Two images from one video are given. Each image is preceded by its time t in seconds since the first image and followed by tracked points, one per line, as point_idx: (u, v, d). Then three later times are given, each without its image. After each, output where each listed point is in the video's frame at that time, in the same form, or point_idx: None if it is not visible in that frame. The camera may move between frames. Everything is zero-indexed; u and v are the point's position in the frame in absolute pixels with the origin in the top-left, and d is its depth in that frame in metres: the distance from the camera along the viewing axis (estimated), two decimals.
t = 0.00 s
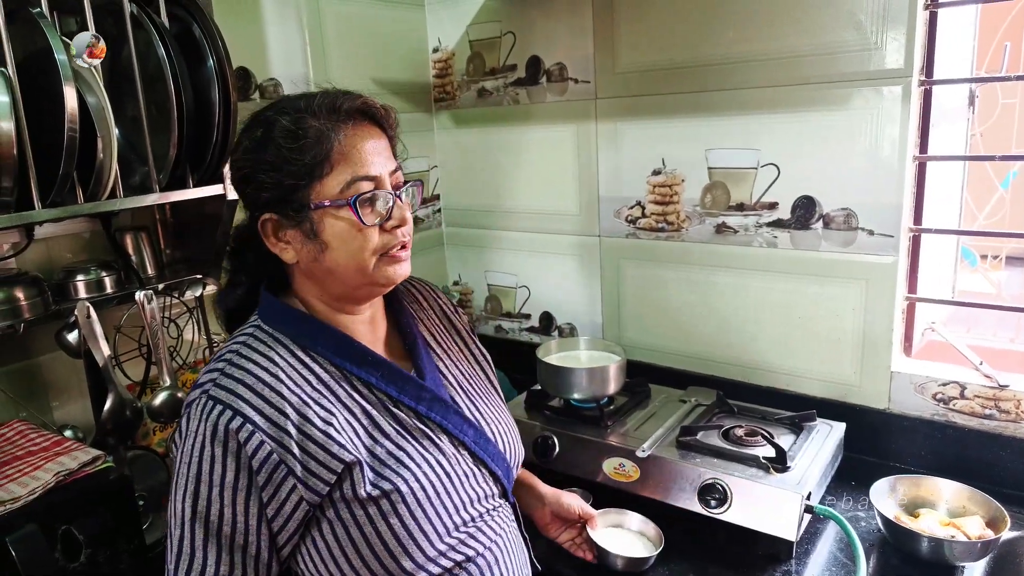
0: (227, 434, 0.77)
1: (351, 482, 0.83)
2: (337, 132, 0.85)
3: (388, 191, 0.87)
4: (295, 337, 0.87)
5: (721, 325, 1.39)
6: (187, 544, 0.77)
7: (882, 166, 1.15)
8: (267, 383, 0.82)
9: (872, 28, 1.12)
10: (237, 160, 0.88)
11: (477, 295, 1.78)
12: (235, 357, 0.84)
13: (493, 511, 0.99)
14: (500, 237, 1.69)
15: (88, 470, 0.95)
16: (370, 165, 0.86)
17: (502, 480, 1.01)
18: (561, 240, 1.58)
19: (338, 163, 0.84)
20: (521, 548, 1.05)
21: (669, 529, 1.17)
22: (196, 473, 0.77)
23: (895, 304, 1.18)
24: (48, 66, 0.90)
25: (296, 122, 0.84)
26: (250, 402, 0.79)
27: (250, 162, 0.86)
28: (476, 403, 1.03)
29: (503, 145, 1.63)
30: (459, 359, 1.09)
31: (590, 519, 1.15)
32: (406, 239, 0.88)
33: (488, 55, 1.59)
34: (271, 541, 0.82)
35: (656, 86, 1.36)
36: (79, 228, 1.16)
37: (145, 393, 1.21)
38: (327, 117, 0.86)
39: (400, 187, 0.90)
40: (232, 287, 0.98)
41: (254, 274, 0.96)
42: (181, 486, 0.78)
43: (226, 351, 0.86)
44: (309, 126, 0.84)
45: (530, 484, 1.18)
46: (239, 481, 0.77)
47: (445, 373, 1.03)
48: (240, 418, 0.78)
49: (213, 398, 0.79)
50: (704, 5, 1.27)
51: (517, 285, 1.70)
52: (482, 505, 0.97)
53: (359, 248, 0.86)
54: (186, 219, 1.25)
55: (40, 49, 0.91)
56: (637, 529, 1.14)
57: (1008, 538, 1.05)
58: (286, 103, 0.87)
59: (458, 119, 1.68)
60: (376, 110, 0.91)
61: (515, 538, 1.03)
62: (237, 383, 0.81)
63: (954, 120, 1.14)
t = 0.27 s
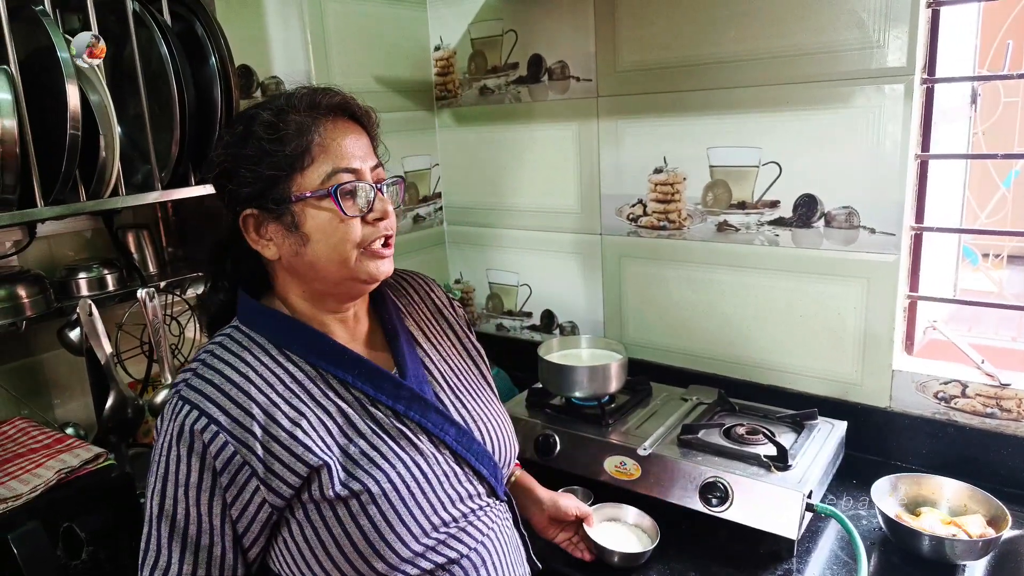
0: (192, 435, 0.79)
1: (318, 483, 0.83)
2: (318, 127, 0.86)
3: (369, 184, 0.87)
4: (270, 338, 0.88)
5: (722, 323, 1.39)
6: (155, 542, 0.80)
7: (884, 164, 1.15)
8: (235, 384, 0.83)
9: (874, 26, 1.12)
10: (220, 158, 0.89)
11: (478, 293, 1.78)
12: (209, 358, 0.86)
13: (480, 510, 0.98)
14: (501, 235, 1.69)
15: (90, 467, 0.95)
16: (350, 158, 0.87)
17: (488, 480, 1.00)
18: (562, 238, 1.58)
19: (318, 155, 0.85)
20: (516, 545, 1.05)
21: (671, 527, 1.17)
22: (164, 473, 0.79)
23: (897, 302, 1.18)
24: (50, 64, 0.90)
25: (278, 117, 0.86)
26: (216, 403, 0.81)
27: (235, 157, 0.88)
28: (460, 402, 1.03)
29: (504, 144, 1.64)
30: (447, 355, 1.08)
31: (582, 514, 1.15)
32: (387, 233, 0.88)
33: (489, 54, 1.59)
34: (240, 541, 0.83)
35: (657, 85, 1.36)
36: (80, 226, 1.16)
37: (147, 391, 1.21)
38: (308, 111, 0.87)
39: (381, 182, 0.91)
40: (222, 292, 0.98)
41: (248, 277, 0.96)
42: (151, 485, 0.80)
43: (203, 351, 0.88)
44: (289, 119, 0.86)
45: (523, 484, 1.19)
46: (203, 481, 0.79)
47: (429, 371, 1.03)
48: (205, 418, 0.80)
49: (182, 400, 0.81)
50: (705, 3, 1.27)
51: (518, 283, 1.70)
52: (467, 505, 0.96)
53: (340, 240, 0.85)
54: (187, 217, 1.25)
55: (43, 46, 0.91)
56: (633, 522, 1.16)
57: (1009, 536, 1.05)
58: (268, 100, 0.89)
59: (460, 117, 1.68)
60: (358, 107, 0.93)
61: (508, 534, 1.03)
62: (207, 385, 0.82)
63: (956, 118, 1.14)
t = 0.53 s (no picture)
0: (189, 447, 0.79)
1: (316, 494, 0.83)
2: (328, 128, 0.88)
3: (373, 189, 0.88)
4: (266, 347, 0.88)
5: (725, 325, 1.39)
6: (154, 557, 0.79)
7: (888, 166, 1.15)
8: (232, 394, 0.83)
9: (877, 28, 1.12)
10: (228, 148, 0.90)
11: (481, 295, 1.79)
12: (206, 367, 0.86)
13: (480, 519, 0.98)
14: (504, 237, 1.69)
15: (95, 469, 0.96)
16: (357, 161, 0.87)
17: (487, 487, 1.00)
18: (565, 240, 1.58)
19: (325, 154, 0.86)
20: (516, 552, 1.05)
21: (674, 529, 1.17)
22: (162, 487, 0.79)
23: (900, 304, 1.18)
24: (56, 67, 0.91)
25: (291, 116, 0.88)
26: (213, 414, 0.81)
27: (245, 148, 0.89)
28: (459, 410, 1.03)
29: (507, 146, 1.64)
30: (446, 361, 1.08)
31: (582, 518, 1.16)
32: (384, 239, 0.88)
33: (492, 56, 1.60)
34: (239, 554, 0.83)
35: (659, 87, 1.36)
36: (85, 229, 1.17)
37: (150, 393, 1.22)
38: (321, 112, 0.89)
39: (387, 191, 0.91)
40: (220, 291, 0.98)
41: (253, 278, 0.96)
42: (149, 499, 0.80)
43: (199, 361, 0.88)
44: (301, 117, 0.87)
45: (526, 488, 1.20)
46: (200, 493, 0.79)
47: (427, 378, 1.03)
48: (203, 429, 0.80)
49: (178, 411, 0.81)
50: (707, 5, 1.27)
51: (521, 285, 1.70)
52: (467, 514, 0.96)
53: (336, 240, 0.85)
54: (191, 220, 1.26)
55: (48, 50, 0.92)
56: (633, 524, 1.16)
57: (1013, 538, 1.05)
58: (284, 100, 0.91)
59: (463, 120, 1.69)
60: (372, 117, 0.94)
61: (509, 541, 1.03)
62: (203, 395, 0.82)
63: (959, 119, 1.14)
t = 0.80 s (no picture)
0: (207, 453, 0.78)
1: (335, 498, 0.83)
2: (340, 130, 0.88)
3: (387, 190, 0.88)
4: (274, 349, 0.88)
5: (723, 324, 1.39)
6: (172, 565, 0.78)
7: (886, 165, 1.15)
8: (247, 398, 0.82)
9: (874, 27, 1.12)
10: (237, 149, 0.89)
11: (479, 295, 1.78)
12: (215, 371, 0.85)
13: (490, 520, 0.99)
14: (502, 237, 1.69)
15: (91, 471, 0.95)
16: (371, 163, 0.88)
17: (496, 488, 1.01)
18: (564, 240, 1.58)
19: (339, 157, 0.86)
20: (519, 551, 1.05)
21: (673, 529, 1.17)
22: (178, 494, 0.78)
23: (899, 303, 1.18)
24: (52, 67, 0.90)
25: (302, 117, 0.87)
26: (229, 419, 0.80)
27: (255, 152, 0.87)
28: (469, 412, 1.03)
29: (505, 145, 1.63)
30: (451, 363, 1.09)
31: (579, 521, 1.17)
32: (398, 240, 0.88)
33: (489, 55, 1.59)
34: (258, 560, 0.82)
35: (657, 87, 1.36)
36: (81, 230, 1.16)
37: (148, 395, 1.22)
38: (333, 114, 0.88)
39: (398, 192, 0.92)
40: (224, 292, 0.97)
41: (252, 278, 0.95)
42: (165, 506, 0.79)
43: (207, 365, 0.87)
44: (314, 119, 0.87)
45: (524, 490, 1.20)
46: (220, 500, 0.78)
47: (435, 380, 1.03)
48: (219, 435, 0.79)
49: (191, 417, 0.80)
50: (705, 4, 1.27)
51: (520, 285, 1.70)
52: (478, 515, 0.97)
53: (354, 242, 0.86)
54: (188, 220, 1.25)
55: (43, 49, 0.91)
56: (630, 524, 1.16)
57: (1010, 537, 1.05)
58: (293, 100, 0.90)
59: (460, 119, 1.68)
60: (381, 117, 0.94)
61: (514, 542, 1.03)
62: (216, 400, 0.81)
63: (957, 119, 1.14)
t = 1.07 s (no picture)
0: (215, 446, 0.77)
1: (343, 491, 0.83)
2: (337, 126, 0.87)
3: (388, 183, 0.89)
4: (277, 343, 0.87)
5: (721, 322, 1.39)
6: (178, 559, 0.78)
7: (884, 164, 1.15)
8: (252, 391, 0.82)
9: (874, 25, 1.12)
10: (235, 158, 0.87)
11: (477, 292, 1.78)
12: (218, 364, 0.84)
13: (491, 514, 0.99)
14: (500, 234, 1.69)
15: (87, 468, 0.95)
16: (370, 158, 0.88)
17: (497, 483, 1.01)
18: (561, 237, 1.58)
19: (340, 155, 0.86)
20: (517, 548, 1.05)
21: (670, 526, 1.17)
22: (185, 487, 0.78)
23: (897, 301, 1.18)
24: (47, 61, 0.89)
25: (299, 114, 0.86)
26: (235, 412, 0.80)
27: (254, 158, 0.86)
28: (469, 406, 1.04)
29: (503, 142, 1.63)
30: (450, 360, 1.09)
31: (565, 511, 1.17)
32: (403, 232, 0.90)
33: (488, 52, 1.59)
34: (264, 553, 0.82)
35: (656, 84, 1.36)
36: (77, 225, 1.16)
37: (144, 391, 1.21)
38: (328, 111, 0.87)
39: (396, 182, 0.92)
40: (223, 289, 0.97)
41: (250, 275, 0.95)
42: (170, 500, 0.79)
43: (209, 359, 0.86)
44: (310, 118, 0.86)
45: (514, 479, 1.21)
46: (227, 493, 0.77)
47: (435, 375, 1.03)
48: (226, 428, 0.78)
49: (196, 409, 0.79)
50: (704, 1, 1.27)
51: (517, 282, 1.70)
52: (480, 509, 0.97)
53: (362, 239, 0.86)
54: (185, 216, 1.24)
55: (38, 43, 0.90)
56: (624, 521, 1.16)
57: (1006, 535, 1.05)
58: (285, 98, 0.88)
59: (458, 116, 1.68)
60: (371, 108, 0.94)
61: (512, 539, 1.03)
62: (222, 393, 0.81)
63: (955, 117, 1.14)
